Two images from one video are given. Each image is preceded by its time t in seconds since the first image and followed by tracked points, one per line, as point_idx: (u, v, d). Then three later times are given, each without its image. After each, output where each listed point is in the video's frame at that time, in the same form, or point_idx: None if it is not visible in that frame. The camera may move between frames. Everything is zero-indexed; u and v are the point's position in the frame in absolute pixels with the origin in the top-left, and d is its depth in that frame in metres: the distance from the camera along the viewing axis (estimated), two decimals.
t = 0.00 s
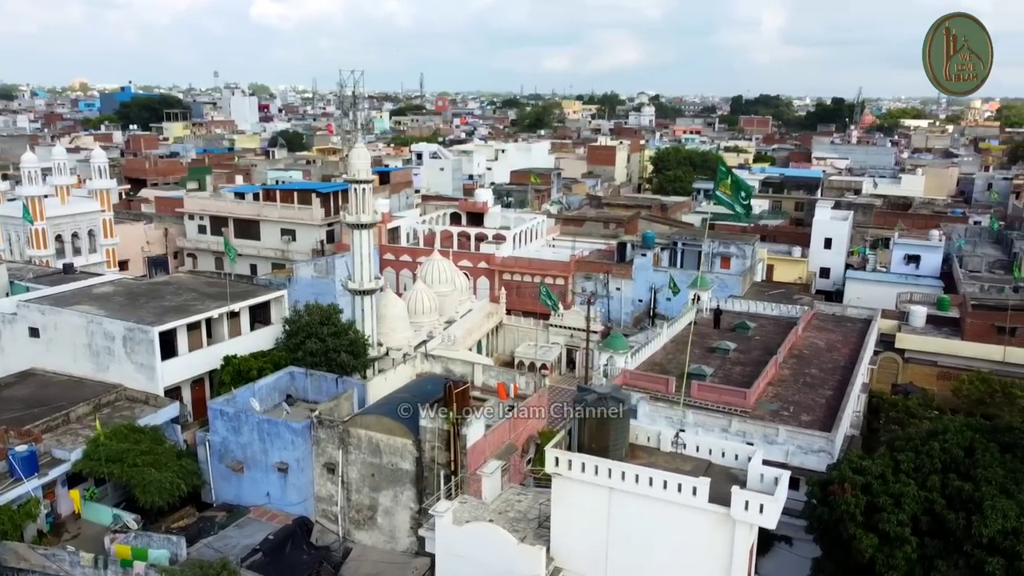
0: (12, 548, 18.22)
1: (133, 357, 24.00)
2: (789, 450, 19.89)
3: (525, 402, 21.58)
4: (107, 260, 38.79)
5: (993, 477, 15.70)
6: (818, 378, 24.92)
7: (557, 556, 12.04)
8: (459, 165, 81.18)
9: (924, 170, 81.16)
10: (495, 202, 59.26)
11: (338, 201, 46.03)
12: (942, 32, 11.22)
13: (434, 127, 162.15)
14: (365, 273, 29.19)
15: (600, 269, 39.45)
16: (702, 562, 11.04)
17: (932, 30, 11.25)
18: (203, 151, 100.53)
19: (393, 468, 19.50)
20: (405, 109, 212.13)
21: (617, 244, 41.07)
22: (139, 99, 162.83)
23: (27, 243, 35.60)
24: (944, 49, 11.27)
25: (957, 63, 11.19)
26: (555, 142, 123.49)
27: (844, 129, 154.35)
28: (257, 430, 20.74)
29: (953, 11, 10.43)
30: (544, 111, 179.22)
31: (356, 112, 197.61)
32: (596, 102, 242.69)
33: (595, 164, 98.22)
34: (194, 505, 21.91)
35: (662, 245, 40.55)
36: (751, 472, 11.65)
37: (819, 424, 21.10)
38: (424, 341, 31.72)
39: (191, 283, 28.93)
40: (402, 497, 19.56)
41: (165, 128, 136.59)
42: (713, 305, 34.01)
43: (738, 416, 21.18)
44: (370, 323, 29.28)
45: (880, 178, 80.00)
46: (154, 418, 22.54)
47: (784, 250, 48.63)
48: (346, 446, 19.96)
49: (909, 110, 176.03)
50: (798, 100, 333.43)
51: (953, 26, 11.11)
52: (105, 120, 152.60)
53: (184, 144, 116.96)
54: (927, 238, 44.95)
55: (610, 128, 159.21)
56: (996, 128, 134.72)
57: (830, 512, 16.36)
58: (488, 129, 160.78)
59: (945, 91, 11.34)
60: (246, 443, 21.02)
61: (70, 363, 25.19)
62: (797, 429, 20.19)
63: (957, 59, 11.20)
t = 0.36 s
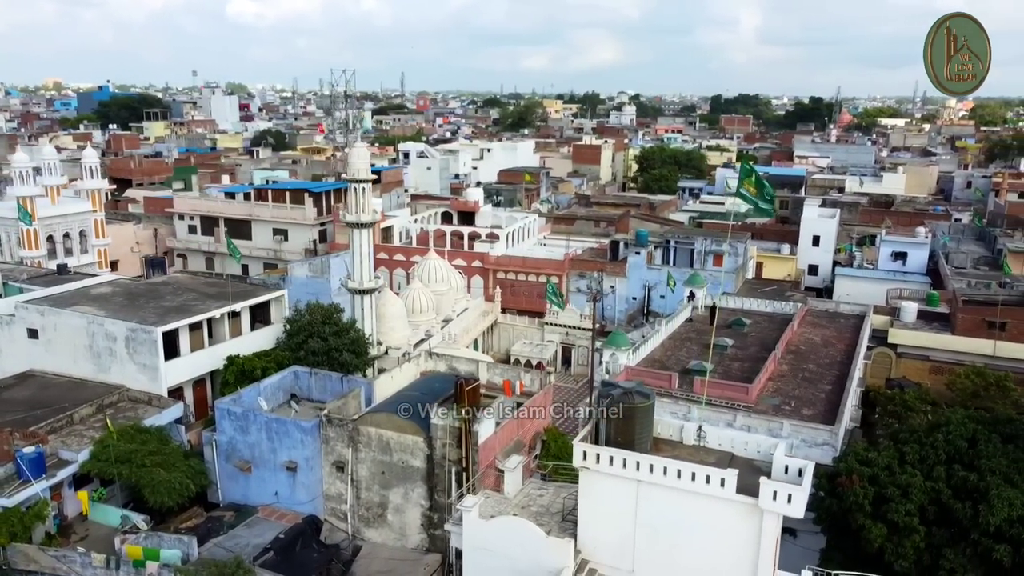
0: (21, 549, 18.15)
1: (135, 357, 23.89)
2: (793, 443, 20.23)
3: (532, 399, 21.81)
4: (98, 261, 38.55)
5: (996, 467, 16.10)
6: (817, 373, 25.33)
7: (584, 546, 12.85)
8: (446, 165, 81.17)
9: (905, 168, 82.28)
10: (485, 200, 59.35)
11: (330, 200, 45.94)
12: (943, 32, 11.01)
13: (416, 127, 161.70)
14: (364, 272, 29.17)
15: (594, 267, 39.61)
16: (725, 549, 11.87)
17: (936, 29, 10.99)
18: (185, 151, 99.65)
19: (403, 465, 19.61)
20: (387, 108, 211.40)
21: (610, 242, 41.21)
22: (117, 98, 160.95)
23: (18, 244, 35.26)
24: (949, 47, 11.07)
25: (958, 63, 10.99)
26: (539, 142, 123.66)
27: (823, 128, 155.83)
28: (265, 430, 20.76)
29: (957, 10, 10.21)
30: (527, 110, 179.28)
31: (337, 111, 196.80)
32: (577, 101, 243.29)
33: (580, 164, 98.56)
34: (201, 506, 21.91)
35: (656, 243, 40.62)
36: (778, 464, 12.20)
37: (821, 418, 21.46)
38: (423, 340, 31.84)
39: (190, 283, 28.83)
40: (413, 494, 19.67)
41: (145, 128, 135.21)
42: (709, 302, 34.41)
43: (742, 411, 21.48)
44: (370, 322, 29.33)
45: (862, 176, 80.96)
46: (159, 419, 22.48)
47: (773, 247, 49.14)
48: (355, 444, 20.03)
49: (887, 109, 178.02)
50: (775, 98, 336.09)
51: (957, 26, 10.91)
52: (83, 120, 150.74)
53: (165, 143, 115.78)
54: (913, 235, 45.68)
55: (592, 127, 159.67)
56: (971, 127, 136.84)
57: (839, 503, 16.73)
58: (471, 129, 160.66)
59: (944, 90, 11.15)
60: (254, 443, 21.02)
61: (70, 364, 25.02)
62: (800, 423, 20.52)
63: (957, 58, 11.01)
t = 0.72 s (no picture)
0: (34, 551, 18.09)
1: (140, 358, 23.82)
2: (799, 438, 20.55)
3: (541, 396, 22.08)
4: (93, 262, 38.33)
5: (1003, 458, 16.46)
6: (817, 368, 25.72)
7: (611, 538, 13.06)
8: (435, 165, 81.15)
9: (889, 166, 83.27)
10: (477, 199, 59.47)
11: (325, 200, 45.90)
12: (946, 34, 11.99)
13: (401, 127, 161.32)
14: (366, 271, 29.19)
15: (590, 266, 39.91)
16: (752, 538, 12.26)
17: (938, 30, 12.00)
18: (169, 151, 98.83)
19: (416, 463, 19.72)
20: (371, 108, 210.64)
21: (606, 241, 41.95)
22: (98, 98, 159.21)
23: (12, 245, 34.96)
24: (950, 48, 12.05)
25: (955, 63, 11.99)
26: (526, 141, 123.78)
27: (805, 127, 157.20)
28: (275, 429, 20.80)
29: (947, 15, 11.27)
30: (511, 110, 179.39)
31: (321, 110, 195.70)
32: (561, 101, 243.68)
33: (568, 163, 98.89)
34: (211, 506, 21.92)
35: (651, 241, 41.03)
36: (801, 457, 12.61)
37: (826, 413, 21.82)
38: (425, 339, 31.93)
39: (191, 283, 28.77)
40: (425, 492, 19.79)
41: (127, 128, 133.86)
42: (708, 300, 34.80)
43: (748, 406, 21.79)
44: (373, 322, 29.37)
45: (847, 175, 81.80)
46: (166, 419, 22.45)
47: (764, 245, 49.58)
48: (367, 442, 20.10)
49: (867, 109, 179.73)
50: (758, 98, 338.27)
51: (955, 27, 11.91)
52: (65, 120, 149.06)
53: (149, 143, 114.70)
54: (902, 232, 46.33)
55: (577, 126, 159.95)
56: (951, 126, 138.59)
57: (849, 495, 17.08)
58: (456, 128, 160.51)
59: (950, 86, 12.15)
60: (264, 442, 21.06)
61: (72, 365, 24.89)
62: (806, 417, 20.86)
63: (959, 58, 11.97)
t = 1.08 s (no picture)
0: (48, 553, 18.08)
1: (146, 358, 23.75)
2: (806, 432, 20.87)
3: (551, 393, 22.34)
4: (89, 262, 38.14)
5: (1011, 449, 16.78)
6: (818, 364, 26.10)
7: (640, 532, 13.47)
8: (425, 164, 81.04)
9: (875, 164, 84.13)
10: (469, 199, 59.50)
11: (320, 199, 45.83)
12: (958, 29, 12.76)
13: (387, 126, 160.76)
14: (368, 270, 29.20)
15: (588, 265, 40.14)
16: (778, 529, 12.73)
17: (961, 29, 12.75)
18: (154, 151, 97.95)
19: (429, 460, 19.84)
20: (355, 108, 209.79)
21: (602, 240, 42.33)
22: (80, 98, 157.44)
23: (8, 245, 34.66)
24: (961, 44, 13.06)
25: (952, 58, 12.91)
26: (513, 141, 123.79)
27: (789, 126, 158.33)
28: (287, 428, 20.84)
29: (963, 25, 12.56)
30: (497, 110, 179.37)
31: (305, 110, 194.73)
32: (545, 100, 243.90)
33: (556, 162, 99.03)
34: (221, 506, 21.95)
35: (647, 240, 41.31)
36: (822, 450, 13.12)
37: (830, 407, 22.17)
38: (426, 338, 32.01)
39: (193, 283, 28.70)
40: (438, 489, 19.91)
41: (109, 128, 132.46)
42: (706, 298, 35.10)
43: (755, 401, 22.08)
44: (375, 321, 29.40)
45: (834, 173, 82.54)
46: (175, 419, 22.40)
47: (756, 244, 50.00)
48: (379, 440, 20.18)
49: (848, 108, 181.35)
50: (741, 98, 340.30)
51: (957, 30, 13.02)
52: (47, 120, 147.33)
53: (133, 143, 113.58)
54: (893, 230, 46.88)
55: (562, 125, 160.03)
56: (932, 124, 140.07)
57: (859, 487, 17.41)
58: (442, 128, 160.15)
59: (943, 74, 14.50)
60: (275, 442, 21.09)
61: (76, 366, 24.76)
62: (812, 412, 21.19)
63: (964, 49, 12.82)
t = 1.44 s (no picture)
0: (61, 555, 18.05)
1: (152, 359, 23.69)
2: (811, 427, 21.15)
3: (559, 391, 22.45)
4: (84, 264, 37.88)
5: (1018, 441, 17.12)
6: (819, 360, 26.44)
7: (666, 525, 13.74)
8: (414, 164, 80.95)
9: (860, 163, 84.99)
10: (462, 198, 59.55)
11: (315, 199, 45.74)
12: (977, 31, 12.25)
13: (373, 126, 160.31)
14: (370, 270, 29.23)
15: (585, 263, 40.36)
16: (802, 521, 12.98)
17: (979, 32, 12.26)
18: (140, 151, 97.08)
19: (441, 458, 19.94)
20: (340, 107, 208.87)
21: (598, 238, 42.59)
22: (61, 97, 155.76)
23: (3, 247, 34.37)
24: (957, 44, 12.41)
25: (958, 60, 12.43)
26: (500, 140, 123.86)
27: (773, 125, 159.49)
28: (298, 428, 20.87)
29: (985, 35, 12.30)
30: (483, 109, 179.37)
31: (290, 109, 193.76)
32: (530, 99, 243.74)
33: (545, 161, 99.27)
34: (232, 506, 21.98)
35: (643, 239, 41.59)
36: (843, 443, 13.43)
37: (834, 402, 22.47)
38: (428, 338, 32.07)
39: (195, 284, 28.65)
40: (451, 486, 20.02)
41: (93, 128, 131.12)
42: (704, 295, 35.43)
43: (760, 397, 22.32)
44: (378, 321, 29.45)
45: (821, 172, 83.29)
46: (183, 419, 22.36)
47: (749, 241, 50.40)
48: (390, 438, 20.22)
49: (831, 107, 183.04)
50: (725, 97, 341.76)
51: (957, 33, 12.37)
52: (28, 120, 145.64)
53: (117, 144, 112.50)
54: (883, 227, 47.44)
55: (548, 125, 160.24)
56: (913, 123, 141.68)
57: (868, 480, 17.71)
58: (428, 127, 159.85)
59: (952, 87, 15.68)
60: (286, 441, 21.10)
61: (80, 367, 24.64)
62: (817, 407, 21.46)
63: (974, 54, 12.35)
